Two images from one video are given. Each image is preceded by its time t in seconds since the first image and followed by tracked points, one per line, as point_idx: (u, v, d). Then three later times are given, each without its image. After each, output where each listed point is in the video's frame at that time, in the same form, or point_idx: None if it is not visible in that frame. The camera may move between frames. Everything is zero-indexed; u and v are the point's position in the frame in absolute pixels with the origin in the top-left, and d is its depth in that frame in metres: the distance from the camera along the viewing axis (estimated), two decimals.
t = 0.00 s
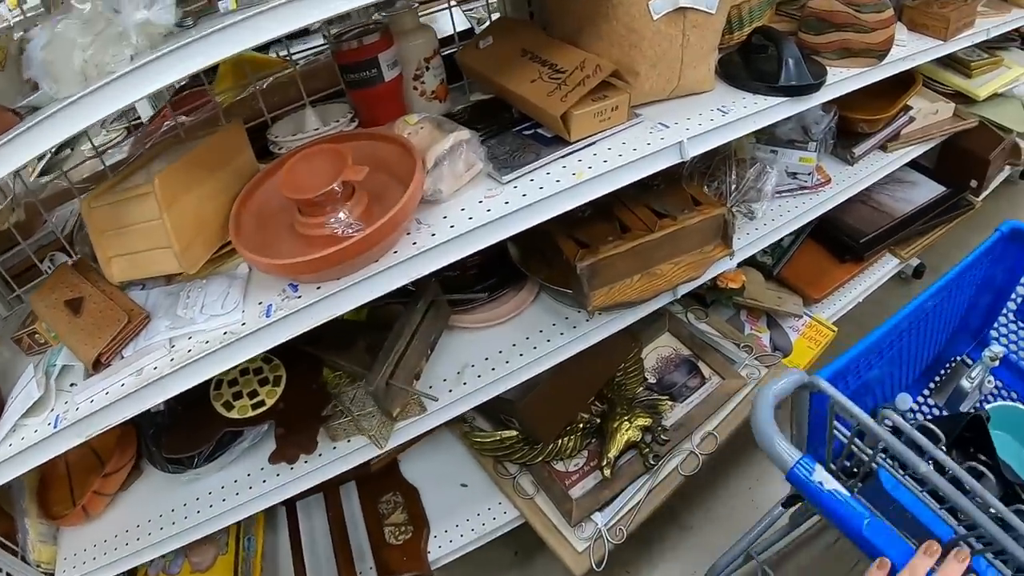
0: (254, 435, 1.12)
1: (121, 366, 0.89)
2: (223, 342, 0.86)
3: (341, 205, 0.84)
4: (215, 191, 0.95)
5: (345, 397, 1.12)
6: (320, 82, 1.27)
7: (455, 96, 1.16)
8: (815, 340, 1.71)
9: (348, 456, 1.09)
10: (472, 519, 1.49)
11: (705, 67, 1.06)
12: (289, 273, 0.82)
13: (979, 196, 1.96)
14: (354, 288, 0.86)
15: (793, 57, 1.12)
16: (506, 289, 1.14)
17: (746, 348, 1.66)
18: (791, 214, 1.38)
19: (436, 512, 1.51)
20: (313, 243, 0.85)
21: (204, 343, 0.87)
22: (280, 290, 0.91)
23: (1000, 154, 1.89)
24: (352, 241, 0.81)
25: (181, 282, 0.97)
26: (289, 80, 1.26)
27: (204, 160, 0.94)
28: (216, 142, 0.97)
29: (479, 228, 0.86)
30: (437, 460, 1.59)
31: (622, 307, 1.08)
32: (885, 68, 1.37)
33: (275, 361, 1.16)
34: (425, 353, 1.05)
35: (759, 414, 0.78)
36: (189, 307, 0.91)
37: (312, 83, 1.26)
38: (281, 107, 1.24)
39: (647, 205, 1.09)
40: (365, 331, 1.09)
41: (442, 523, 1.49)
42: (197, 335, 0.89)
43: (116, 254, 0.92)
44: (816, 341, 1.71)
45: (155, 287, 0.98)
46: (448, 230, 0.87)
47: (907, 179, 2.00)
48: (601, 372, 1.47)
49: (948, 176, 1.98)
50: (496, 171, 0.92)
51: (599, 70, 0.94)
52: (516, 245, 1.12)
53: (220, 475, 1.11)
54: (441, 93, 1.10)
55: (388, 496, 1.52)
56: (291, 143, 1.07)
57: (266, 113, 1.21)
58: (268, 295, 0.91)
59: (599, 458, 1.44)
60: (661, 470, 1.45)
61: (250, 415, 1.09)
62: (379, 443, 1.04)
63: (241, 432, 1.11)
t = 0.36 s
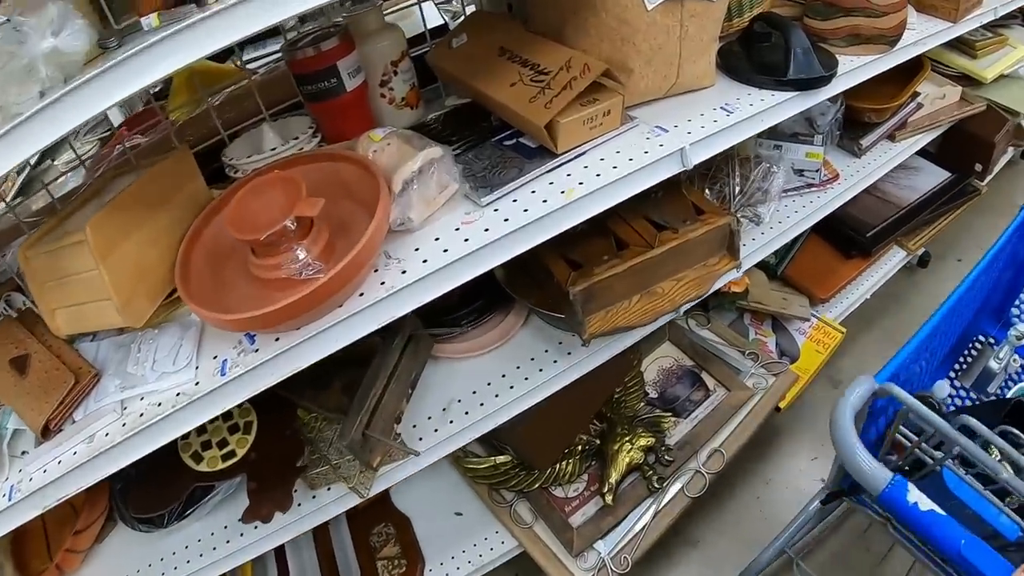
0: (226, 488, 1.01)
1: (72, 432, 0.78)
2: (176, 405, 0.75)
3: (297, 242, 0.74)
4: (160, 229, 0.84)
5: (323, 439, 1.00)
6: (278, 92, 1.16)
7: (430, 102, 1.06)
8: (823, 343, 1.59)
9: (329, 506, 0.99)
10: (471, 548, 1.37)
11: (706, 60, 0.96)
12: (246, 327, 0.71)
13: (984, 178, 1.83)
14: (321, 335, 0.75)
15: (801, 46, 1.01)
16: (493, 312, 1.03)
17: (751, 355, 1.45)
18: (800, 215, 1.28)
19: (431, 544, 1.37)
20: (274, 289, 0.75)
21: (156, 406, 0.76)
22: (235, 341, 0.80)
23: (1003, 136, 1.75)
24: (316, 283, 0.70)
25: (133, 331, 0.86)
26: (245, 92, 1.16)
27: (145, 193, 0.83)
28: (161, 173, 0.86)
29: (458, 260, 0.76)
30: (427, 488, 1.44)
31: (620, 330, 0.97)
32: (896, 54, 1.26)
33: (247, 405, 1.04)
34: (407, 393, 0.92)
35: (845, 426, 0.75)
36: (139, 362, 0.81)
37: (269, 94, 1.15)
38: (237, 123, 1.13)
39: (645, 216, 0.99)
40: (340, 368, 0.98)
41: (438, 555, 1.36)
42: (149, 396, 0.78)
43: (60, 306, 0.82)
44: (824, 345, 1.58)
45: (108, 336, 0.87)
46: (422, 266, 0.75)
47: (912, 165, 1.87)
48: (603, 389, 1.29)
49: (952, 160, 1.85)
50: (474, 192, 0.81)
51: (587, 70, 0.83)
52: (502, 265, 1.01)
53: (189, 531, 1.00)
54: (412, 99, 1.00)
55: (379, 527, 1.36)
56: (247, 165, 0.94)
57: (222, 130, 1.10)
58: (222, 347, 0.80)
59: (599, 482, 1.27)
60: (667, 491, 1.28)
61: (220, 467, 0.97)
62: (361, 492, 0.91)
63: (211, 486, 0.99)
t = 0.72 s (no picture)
0: (206, 511, 0.94)
1: (32, 467, 0.71)
2: (137, 437, 0.68)
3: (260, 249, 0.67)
4: (112, 241, 0.76)
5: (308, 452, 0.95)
6: (242, 84, 1.08)
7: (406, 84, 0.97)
8: (832, 324, 1.39)
9: (315, 526, 0.92)
10: (471, 552, 1.28)
11: (707, 30, 0.87)
12: (209, 349, 0.63)
13: (988, 151, 1.74)
14: (293, 350, 0.67)
15: (808, 12, 0.93)
16: (484, 309, 0.95)
17: (756, 343, 1.28)
18: (806, 194, 1.21)
19: (428, 551, 1.28)
20: (242, 303, 0.68)
21: (116, 438, 0.69)
22: (198, 363, 0.73)
23: (1007, 106, 1.66)
24: (282, 294, 0.62)
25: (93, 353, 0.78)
26: (208, 84, 1.07)
27: (97, 200, 0.75)
28: (114, 178, 0.78)
29: (439, 263, 0.68)
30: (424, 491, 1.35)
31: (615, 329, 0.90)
32: (906, 21, 1.17)
33: (224, 422, 0.93)
34: (392, 404, 0.83)
35: (911, 398, 0.70)
36: (99, 390, 0.73)
37: (233, 85, 1.07)
38: (200, 119, 1.05)
39: (644, 202, 0.91)
40: (320, 379, 0.90)
41: (436, 563, 1.27)
42: (110, 427, 0.71)
43: (13, 330, 0.75)
44: (833, 325, 1.39)
45: (67, 359, 0.80)
46: (397, 270, 0.67)
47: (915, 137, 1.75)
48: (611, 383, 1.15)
49: (954, 132, 1.77)
50: (454, 183, 0.73)
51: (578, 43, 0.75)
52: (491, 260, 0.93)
53: (171, 556, 0.94)
54: (386, 83, 0.92)
55: (375, 533, 1.28)
56: (210, 164, 0.87)
57: (184, 126, 1.03)
58: (185, 370, 0.73)
59: (602, 481, 1.15)
60: (674, 489, 1.16)
61: (196, 491, 0.88)
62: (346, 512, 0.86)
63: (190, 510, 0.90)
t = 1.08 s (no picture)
0: (172, 525, 0.85)
1: None
2: (75, 459, 0.59)
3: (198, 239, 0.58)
4: (41, 237, 0.66)
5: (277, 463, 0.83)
6: (203, 56, 0.93)
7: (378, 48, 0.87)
8: (846, 309, 1.27)
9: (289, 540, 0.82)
10: (466, 553, 1.12)
11: None
12: (139, 361, 0.54)
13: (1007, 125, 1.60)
14: (242, 358, 0.58)
15: None
16: (470, 297, 0.85)
17: (768, 328, 1.17)
18: (824, 167, 1.11)
19: (419, 550, 1.12)
20: (182, 304, 0.59)
21: (54, 459, 0.60)
22: (140, 371, 0.63)
23: None
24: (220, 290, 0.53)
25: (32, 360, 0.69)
26: (164, 58, 0.92)
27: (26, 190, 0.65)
28: (51, 164, 0.67)
29: (405, 252, 0.58)
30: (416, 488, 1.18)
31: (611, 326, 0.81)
32: None
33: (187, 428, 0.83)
34: (367, 408, 0.73)
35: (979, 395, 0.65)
36: (39, 403, 0.64)
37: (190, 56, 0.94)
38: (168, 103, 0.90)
39: (648, 176, 0.81)
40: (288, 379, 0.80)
41: (429, 564, 1.11)
42: (50, 445, 0.62)
43: None
44: (848, 309, 1.27)
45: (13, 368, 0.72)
46: (356, 261, 0.58)
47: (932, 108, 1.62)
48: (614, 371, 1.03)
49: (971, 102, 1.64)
50: (425, 158, 0.63)
51: None
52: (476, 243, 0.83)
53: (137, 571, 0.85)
54: (356, 48, 0.81)
55: (362, 533, 1.11)
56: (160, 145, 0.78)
57: (139, 105, 0.88)
58: (126, 381, 0.63)
59: (603, 479, 1.06)
60: (681, 486, 1.07)
61: (160, 505, 0.78)
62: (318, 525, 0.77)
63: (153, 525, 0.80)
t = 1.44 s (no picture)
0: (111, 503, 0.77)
1: None
2: None
3: (116, 152, 0.44)
4: None
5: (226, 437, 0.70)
6: None
7: None
8: (876, 286, 1.13)
9: (244, 526, 0.69)
10: (453, 544, 1.01)
11: None
12: (22, 297, 0.43)
13: None
14: (162, 292, 0.46)
15: None
16: (460, 250, 0.73)
17: (794, 302, 1.05)
18: (861, 121, 0.98)
19: (402, 541, 1.01)
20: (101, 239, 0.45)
21: None
22: (49, 316, 0.52)
23: None
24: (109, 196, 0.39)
25: None
26: None
27: None
28: None
29: (369, 163, 0.46)
30: (396, 472, 1.05)
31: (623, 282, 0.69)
32: None
33: (132, 394, 0.70)
34: (332, 370, 0.63)
35: None
36: None
37: None
38: (112, 20, 0.66)
39: (668, 110, 0.69)
40: (247, 340, 0.69)
41: (411, 557, 1.00)
42: None
43: None
44: (878, 287, 1.13)
45: None
46: (302, 178, 0.46)
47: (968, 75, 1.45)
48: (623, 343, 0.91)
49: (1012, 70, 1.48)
50: (399, 62, 0.52)
51: None
52: (466, 186, 0.71)
53: (73, 561, 0.75)
54: None
55: (341, 519, 0.99)
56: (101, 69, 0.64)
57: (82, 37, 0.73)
58: (36, 327, 0.52)
59: (608, 465, 0.95)
60: (694, 476, 0.96)
61: (96, 482, 0.65)
62: (273, 514, 0.65)
63: (89, 502, 0.68)
